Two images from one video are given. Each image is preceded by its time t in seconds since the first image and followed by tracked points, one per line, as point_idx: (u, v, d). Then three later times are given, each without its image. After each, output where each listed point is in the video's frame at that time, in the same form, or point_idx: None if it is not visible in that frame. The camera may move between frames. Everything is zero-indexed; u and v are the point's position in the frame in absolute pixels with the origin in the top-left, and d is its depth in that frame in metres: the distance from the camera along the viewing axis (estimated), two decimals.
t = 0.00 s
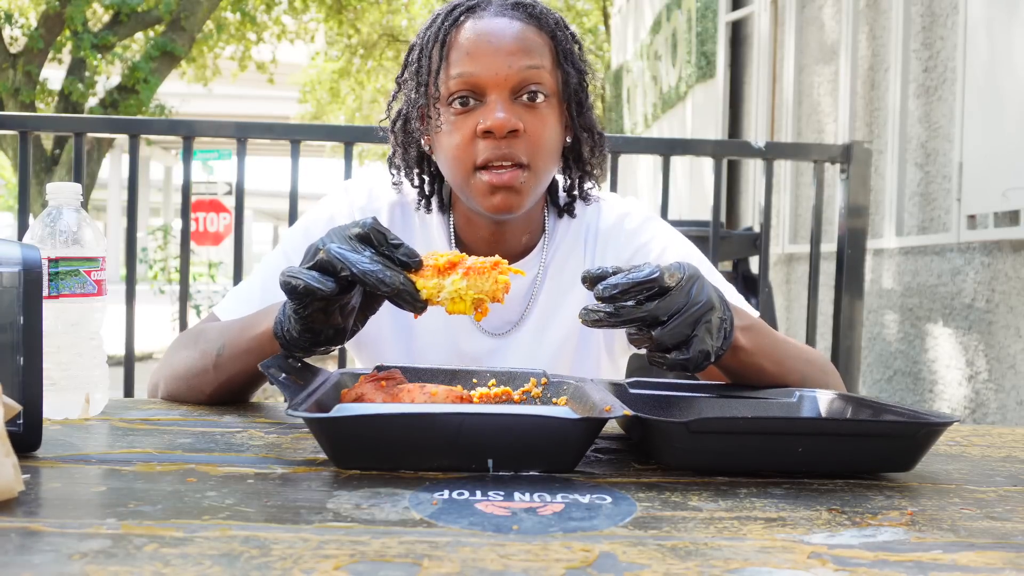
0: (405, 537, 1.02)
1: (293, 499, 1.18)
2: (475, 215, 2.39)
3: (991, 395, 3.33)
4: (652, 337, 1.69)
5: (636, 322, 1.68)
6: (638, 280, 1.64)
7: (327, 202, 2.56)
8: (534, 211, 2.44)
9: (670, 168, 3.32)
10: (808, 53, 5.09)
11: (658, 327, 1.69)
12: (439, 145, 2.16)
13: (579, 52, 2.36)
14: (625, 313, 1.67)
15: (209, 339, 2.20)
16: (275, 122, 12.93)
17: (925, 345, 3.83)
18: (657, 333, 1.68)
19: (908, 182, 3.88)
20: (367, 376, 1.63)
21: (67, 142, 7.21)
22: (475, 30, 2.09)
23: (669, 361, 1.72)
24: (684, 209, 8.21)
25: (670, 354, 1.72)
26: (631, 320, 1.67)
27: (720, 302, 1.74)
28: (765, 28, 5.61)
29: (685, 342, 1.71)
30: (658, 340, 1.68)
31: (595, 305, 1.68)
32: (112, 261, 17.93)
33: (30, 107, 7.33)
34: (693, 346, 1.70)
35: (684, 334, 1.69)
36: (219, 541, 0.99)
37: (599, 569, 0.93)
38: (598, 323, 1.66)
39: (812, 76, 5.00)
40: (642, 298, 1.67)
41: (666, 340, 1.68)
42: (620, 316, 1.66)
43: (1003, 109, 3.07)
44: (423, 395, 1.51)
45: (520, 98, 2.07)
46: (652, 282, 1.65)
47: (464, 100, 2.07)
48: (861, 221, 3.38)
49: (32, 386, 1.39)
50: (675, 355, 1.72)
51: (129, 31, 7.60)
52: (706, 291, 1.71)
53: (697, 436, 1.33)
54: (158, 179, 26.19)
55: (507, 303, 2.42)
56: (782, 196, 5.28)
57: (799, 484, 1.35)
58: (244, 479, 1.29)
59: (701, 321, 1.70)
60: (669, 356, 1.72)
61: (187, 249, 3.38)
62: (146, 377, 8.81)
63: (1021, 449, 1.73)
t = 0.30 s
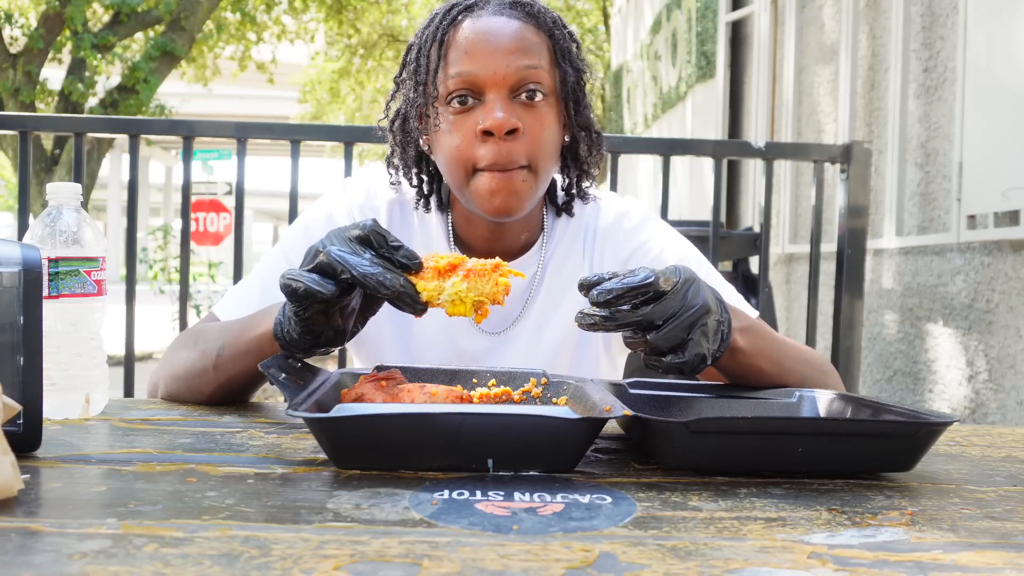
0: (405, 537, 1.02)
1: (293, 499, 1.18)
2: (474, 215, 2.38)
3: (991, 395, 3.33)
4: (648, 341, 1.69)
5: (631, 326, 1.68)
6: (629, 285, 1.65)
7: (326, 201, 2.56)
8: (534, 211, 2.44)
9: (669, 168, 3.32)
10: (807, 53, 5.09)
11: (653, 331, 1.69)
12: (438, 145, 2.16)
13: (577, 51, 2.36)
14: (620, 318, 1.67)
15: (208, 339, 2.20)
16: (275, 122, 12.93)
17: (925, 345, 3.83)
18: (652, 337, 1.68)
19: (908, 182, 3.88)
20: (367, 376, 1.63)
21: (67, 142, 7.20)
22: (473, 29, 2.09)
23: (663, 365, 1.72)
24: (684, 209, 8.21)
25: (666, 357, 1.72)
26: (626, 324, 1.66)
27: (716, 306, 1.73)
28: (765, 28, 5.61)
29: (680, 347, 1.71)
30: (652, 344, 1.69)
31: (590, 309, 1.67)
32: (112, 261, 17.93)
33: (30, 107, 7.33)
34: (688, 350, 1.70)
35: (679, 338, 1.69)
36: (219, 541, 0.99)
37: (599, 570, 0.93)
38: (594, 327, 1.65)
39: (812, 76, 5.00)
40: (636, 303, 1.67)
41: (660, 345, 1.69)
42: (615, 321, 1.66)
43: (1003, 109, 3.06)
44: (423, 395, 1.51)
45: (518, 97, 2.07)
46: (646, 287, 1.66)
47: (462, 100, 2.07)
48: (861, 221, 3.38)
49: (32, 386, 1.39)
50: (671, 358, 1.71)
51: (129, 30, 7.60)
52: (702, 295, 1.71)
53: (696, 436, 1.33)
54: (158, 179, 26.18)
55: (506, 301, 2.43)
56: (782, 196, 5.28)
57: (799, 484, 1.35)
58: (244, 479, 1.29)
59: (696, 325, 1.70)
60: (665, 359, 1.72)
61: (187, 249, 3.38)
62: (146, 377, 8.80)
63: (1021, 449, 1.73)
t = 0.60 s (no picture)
0: (405, 537, 1.02)
1: (293, 499, 1.18)
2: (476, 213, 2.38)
3: (991, 395, 3.34)
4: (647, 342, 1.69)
5: (631, 327, 1.68)
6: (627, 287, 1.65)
7: (326, 201, 2.56)
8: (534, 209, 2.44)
9: (670, 168, 3.32)
10: (807, 53, 5.09)
11: (652, 332, 1.70)
12: (441, 143, 2.16)
13: (577, 48, 2.36)
14: (618, 319, 1.67)
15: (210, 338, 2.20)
16: (275, 122, 12.93)
17: (925, 345, 3.83)
18: (650, 338, 1.69)
19: (908, 182, 3.88)
20: (367, 376, 1.63)
21: (67, 142, 7.20)
22: (476, 26, 2.09)
23: (663, 365, 1.72)
24: (684, 209, 8.21)
25: (665, 358, 1.72)
26: (626, 324, 1.67)
27: (715, 306, 1.73)
28: (765, 28, 5.61)
29: (679, 347, 1.71)
30: (652, 345, 1.69)
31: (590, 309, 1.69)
32: (111, 261, 17.93)
33: (30, 107, 7.33)
34: (687, 351, 1.70)
35: (677, 339, 1.69)
36: (219, 540, 0.99)
37: (599, 569, 0.93)
38: (594, 326, 1.66)
39: (812, 76, 5.00)
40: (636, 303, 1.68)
41: (659, 345, 1.69)
42: (614, 322, 1.66)
43: (1003, 109, 3.06)
44: (423, 395, 1.51)
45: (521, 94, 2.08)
46: (646, 288, 1.66)
47: (465, 97, 2.07)
48: (861, 221, 3.38)
49: (32, 386, 1.39)
50: (671, 358, 1.72)
51: (129, 31, 7.60)
52: (702, 296, 1.71)
53: (697, 436, 1.33)
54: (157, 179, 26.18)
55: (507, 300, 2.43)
56: (781, 196, 5.28)
57: (799, 484, 1.35)
58: (244, 479, 1.29)
59: (695, 326, 1.70)
60: (665, 360, 1.72)
61: (187, 249, 3.38)
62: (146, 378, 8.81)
63: (1021, 449, 1.73)
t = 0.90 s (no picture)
0: (405, 537, 1.02)
1: (293, 499, 1.18)
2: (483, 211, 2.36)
3: (991, 395, 3.33)
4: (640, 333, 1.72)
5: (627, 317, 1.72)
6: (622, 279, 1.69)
7: (324, 200, 2.55)
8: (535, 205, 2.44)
9: (670, 168, 3.32)
10: (807, 53, 5.09)
11: (649, 326, 1.71)
12: (450, 137, 2.15)
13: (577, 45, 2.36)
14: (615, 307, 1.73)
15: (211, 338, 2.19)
16: (275, 122, 12.93)
17: (925, 345, 3.83)
18: (644, 329, 1.71)
19: (908, 182, 3.88)
20: (368, 376, 1.63)
21: (68, 142, 7.20)
22: (486, 20, 2.10)
23: (656, 359, 1.73)
24: (684, 209, 8.20)
25: (660, 351, 1.73)
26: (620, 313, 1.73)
27: (723, 306, 1.72)
28: (765, 28, 5.60)
29: (675, 343, 1.72)
30: (646, 339, 1.71)
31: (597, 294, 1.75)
32: (111, 261, 17.93)
33: (30, 107, 7.33)
34: (681, 347, 1.71)
35: (672, 334, 1.70)
36: (219, 540, 0.99)
37: (599, 569, 0.93)
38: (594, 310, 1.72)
39: (812, 76, 5.00)
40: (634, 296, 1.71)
41: (653, 338, 1.70)
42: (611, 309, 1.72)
43: (1003, 109, 3.06)
44: (423, 395, 1.51)
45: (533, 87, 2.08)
46: (641, 281, 1.69)
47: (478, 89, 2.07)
48: (861, 221, 3.38)
49: (32, 386, 1.39)
50: (665, 352, 1.72)
51: (129, 30, 7.59)
52: (708, 295, 1.69)
53: (697, 436, 1.33)
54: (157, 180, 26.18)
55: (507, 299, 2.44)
56: (781, 196, 5.28)
57: (798, 484, 1.35)
58: (244, 480, 1.29)
59: (695, 323, 1.70)
60: (660, 354, 1.72)
61: (187, 249, 3.38)
62: (146, 377, 8.81)
63: (1021, 449, 1.73)
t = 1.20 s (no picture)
0: (405, 537, 1.02)
1: (293, 499, 1.18)
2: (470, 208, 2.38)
3: (991, 395, 3.33)
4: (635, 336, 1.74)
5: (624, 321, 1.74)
6: (619, 285, 1.68)
7: (324, 200, 2.55)
8: (528, 203, 2.43)
9: (670, 168, 3.32)
10: (807, 53, 5.09)
11: (645, 330, 1.73)
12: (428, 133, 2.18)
13: (576, 45, 2.37)
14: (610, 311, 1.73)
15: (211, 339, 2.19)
16: (275, 122, 12.93)
17: (925, 345, 3.83)
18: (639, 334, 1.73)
19: (908, 182, 3.88)
20: (367, 377, 1.63)
21: (68, 142, 7.20)
22: (465, 18, 2.12)
23: (650, 362, 1.75)
24: (684, 209, 8.20)
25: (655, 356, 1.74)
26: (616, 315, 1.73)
27: (721, 313, 1.73)
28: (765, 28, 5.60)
29: (670, 347, 1.73)
30: (641, 343, 1.74)
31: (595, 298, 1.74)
32: (111, 262, 17.93)
33: (30, 107, 7.33)
34: (676, 353, 1.72)
35: (667, 341, 1.71)
36: (219, 540, 0.99)
37: (599, 570, 0.93)
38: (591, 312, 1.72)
39: (812, 76, 5.00)
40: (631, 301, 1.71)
41: (646, 342, 1.73)
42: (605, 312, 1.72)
43: (1003, 109, 3.06)
44: (423, 395, 1.51)
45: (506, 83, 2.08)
46: (639, 289, 1.68)
47: (451, 84, 2.09)
48: (861, 221, 3.38)
49: (32, 386, 1.39)
50: (659, 357, 1.74)
51: (129, 30, 7.59)
52: (705, 305, 1.70)
53: (697, 435, 1.33)
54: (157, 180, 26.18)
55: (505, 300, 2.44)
56: (782, 196, 5.28)
57: (799, 484, 1.35)
58: (244, 480, 1.29)
59: (690, 331, 1.71)
60: (654, 358, 1.74)
61: (187, 249, 3.38)
62: (146, 377, 8.81)
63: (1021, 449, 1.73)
